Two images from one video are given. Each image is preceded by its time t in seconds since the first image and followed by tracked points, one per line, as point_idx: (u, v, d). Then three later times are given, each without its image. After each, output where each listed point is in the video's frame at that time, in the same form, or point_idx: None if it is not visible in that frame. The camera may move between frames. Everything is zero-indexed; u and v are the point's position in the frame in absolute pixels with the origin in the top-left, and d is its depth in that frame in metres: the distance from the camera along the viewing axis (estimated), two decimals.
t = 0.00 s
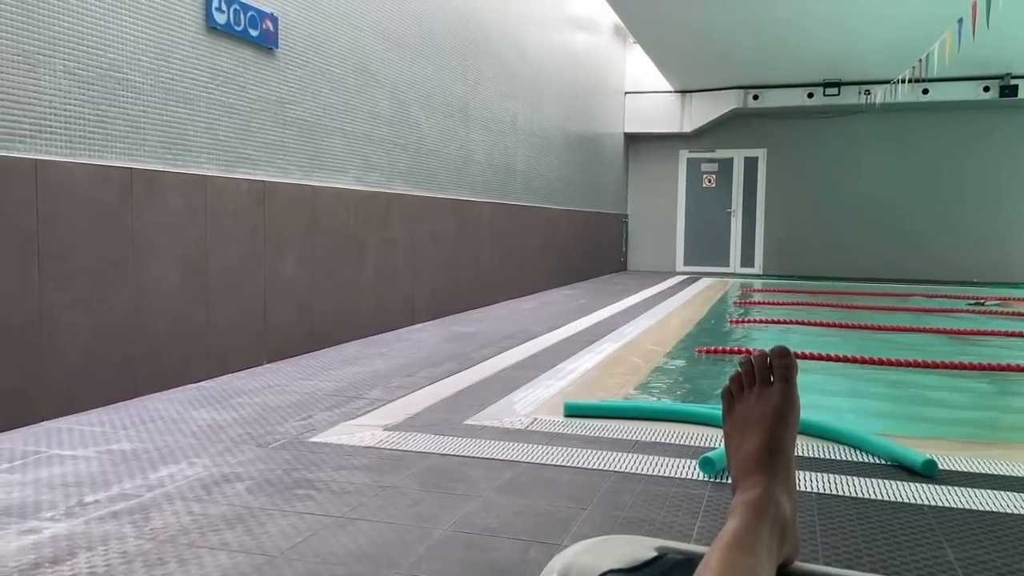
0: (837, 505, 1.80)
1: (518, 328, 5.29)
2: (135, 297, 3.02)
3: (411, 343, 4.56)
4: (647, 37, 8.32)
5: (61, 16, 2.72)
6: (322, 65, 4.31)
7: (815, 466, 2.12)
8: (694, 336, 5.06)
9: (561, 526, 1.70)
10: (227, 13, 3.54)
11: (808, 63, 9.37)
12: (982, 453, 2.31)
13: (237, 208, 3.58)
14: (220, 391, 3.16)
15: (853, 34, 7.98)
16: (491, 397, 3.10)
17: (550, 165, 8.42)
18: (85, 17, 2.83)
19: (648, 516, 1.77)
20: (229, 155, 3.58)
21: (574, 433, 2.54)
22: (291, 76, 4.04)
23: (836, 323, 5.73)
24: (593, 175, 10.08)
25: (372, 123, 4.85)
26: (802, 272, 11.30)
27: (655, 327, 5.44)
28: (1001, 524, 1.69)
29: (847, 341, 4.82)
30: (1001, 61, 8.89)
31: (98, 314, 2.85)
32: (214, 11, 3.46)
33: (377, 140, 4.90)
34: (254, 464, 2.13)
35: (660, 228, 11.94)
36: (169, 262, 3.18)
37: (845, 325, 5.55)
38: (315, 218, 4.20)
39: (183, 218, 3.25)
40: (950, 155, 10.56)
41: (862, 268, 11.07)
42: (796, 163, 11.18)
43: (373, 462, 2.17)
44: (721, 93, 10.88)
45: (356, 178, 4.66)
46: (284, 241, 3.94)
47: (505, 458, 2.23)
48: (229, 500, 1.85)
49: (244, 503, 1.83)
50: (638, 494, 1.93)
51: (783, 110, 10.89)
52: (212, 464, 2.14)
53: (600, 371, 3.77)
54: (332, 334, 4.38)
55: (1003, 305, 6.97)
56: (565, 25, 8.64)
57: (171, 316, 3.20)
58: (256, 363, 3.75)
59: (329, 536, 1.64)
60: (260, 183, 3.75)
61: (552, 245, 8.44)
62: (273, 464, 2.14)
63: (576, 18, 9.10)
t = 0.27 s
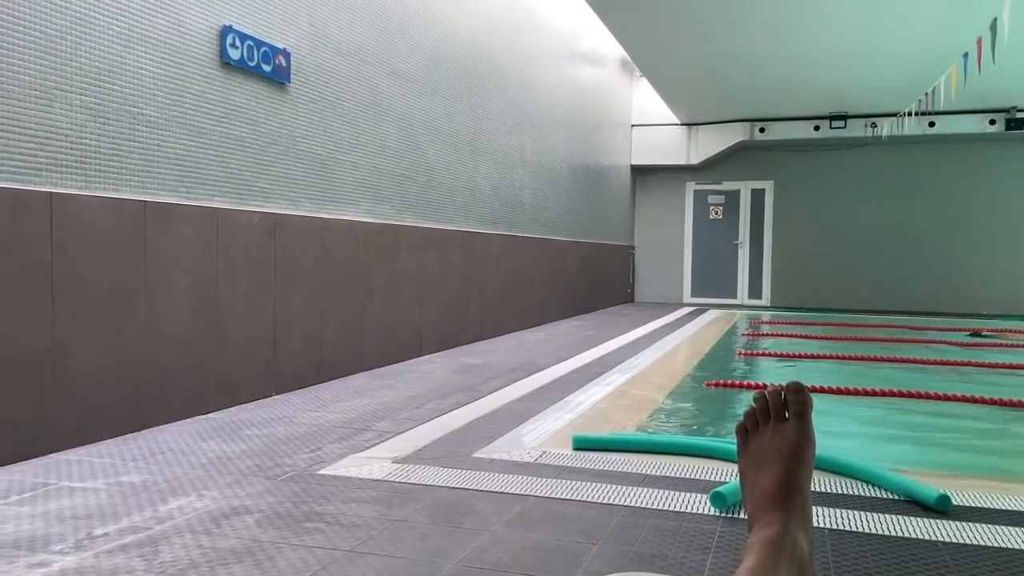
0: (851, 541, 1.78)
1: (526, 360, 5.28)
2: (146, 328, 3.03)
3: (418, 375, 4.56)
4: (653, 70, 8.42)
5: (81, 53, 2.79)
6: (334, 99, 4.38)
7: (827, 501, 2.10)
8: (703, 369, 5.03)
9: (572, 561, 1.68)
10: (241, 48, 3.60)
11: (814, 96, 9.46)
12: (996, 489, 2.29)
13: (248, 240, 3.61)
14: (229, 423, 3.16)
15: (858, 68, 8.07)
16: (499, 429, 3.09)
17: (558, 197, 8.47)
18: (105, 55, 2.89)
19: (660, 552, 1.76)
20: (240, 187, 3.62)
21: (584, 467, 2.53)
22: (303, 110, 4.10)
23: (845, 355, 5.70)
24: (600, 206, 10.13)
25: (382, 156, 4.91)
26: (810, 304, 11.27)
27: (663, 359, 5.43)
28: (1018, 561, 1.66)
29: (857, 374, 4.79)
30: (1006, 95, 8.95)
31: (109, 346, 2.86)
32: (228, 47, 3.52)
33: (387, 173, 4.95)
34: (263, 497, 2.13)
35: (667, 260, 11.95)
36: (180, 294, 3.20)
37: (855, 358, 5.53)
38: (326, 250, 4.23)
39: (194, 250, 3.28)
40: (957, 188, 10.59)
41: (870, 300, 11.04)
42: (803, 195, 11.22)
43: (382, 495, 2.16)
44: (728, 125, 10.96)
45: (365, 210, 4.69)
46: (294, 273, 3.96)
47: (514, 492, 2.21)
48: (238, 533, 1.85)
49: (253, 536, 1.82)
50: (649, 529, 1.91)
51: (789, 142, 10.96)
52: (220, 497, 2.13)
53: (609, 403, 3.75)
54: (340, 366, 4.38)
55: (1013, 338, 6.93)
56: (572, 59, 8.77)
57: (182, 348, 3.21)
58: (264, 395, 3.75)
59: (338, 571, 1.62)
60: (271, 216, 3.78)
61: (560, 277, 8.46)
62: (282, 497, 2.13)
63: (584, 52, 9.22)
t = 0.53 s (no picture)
0: None
1: (531, 389, 5.27)
2: (153, 357, 3.04)
3: (424, 404, 4.55)
4: (658, 100, 8.50)
5: (94, 86, 2.83)
6: (342, 130, 4.43)
7: (837, 535, 2.08)
8: (709, 398, 5.01)
9: None
10: (251, 81, 3.66)
11: (818, 125, 9.52)
12: (1009, 522, 2.26)
13: (255, 270, 3.63)
14: (235, 453, 3.15)
15: (861, 98, 8.14)
16: (505, 460, 3.08)
17: (563, 225, 8.50)
18: (119, 88, 2.94)
19: None
20: (248, 217, 3.65)
21: (591, 498, 2.51)
22: (311, 141, 4.15)
23: (852, 385, 5.67)
24: (605, 235, 10.15)
25: (389, 185, 4.95)
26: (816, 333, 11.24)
27: (669, 388, 5.41)
28: None
29: (865, 404, 4.76)
30: (1010, 125, 9.00)
31: (116, 375, 2.87)
32: (238, 79, 3.57)
33: (393, 202, 4.99)
34: (268, 529, 2.12)
35: (673, 288, 11.95)
36: (188, 323, 3.22)
37: (862, 388, 5.50)
38: (332, 279, 4.25)
39: (203, 280, 3.30)
40: (962, 217, 10.61)
41: (877, 329, 11.01)
42: (808, 224, 11.24)
43: (387, 527, 2.15)
44: (733, 154, 11.02)
45: (371, 239, 4.72)
46: (301, 302, 3.97)
47: (520, 524, 2.20)
48: (244, 566, 1.84)
49: (258, 570, 1.81)
50: (656, 563, 1.89)
51: (793, 171, 11.01)
52: (225, 528, 2.12)
53: (616, 433, 3.74)
54: (345, 395, 4.37)
55: (1021, 368, 6.90)
56: (577, 89, 8.85)
57: (188, 378, 3.22)
58: (269, 424, 3.74)
59: None
60: (278, 245, 3.80)
61: (565, 306, 8.46)
62: (287, 528, 2.12)
63: (588, 82, 9.31)
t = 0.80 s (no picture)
0: None
1: (539, 431, 5.25)
2: (162, 400, 3.05)
3: (431, 446, 4.53)
4: (665, 141, 8.60)
5: (110, 133, 2.89)
6: (353, 174, 4.49)
7: None
8: (719, 441, 4.97)
9: None
10: (265, 126, 3.73)
11: (824, 167, 9.59)
12: None
13: (265, 312, 3.66)
14: (241, 497, 3.14)
15: (867, 140, 8.21)
16: (513, 505, 3.06)
17: (571, 265, 8.52)
18: (134, 134, 3.00)
19: None
20: (259, 260, 3.69)
21: (600, 546, 2.49)
22: (323, 185, 4.21)
23: (863, 428, 5.62)
24: (612, 274, 10.17)
25: (398, 227, 4.99)
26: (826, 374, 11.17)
27: (678, 430, 5.37)
28: None
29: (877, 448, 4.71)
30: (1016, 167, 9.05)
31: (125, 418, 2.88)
32: (252, 124, 3.63)
33: (402, 244, 5.03)
34: None
35: (680, 327, 11.92)
36: (198, 365, 3.23)
37: (873, 431, 5.44)
38: (341, 320, 4.27)
39: (212, 323, 3.32)
40: (971, 258, 10.61)
41: (887, 370, 10.94)
42: (816, 264, 11.24)
43: None
44: (739, 194, 11.08)
45: (380, 280, 4.75)
46: (309, 343, 3.98)
47: (529, 573, 2.17)
48: None
49: None
50: None
51: (800, 211, 11.05)
52: None
53: (625, 477, 3.70)
54: (353, 436, 4.36)
55: None
56: (584, 130, 8.97)
57: (197, 420, 3.22)
58: (276, 467, 3.72)
59: None
60: (288, 286, 3.83)
61: (572, 345, 8.44)
62: None
63: (596, 123, 9.44)
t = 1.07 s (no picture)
0: None
1: (546, 473, 5.20)
2: (169, 444, 3.04)
3: (437, 489, 4.49)
4: (671, 181, 8.65)
5: (124, 178, 2.93)
6: (362, 216, 4.54)
7: None
8: (728, 485, 4.91)
9: None
10: (275, 170, 3.78)
11: (830, 208, 9.64)
12: None
13: (273, 354, 3.66)
14: (246, 543, 3.11)
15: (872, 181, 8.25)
16: (520, 551, 3.02)
17: (577, 304, 8.52)
18: (147, 179, 3.04)
19: None
20: (268, 303, 3.71)
21: None
22: (332, 228, 4.25)
23: (875, 472, 5.55)
24: (619, 314, 10.15)
25: (406, 268, 5.02)
26: (835, 415, 11.07)
27: (687, 474, 5.30)
28: None
29: (890, 494, 4.65)
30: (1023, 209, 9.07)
31: (132, 463, 2.87)
32: (263, 169, 3.69)
33: (410, 285, 5.05)
34: None
35: (688, 367, 11.86)
36: (206, 409, 3.23)
37: (885, 475, 5.37)
38: (349, 362, 4.27)
39: (220, 366, 3.33)
40: (980, 300, 10.58)
41: (897, 411, 10.84)
42: (823, 304, 11.21)
43: None
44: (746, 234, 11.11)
45: (387, 321, 4.76)
46: (317, 385, 3.98)
47: None
48: None
49: None
50: None
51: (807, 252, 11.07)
52: None
53: (633, 522, 3.66)
54: (358, 479, 4.32)
55: None
56: (590, 171, 9.05)
57: (203, 465, 3.21)
58: (281, 511, 3.69)
59: None
60: (296, 328, 3.84)
61: (579, 385, 8.40)
62: None
63: (602, 164, 9.51)
